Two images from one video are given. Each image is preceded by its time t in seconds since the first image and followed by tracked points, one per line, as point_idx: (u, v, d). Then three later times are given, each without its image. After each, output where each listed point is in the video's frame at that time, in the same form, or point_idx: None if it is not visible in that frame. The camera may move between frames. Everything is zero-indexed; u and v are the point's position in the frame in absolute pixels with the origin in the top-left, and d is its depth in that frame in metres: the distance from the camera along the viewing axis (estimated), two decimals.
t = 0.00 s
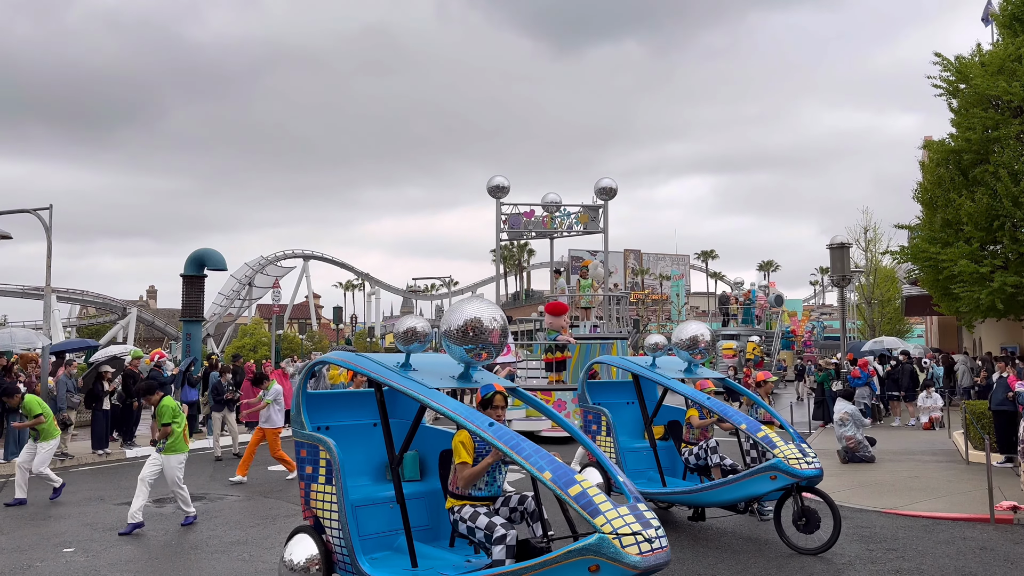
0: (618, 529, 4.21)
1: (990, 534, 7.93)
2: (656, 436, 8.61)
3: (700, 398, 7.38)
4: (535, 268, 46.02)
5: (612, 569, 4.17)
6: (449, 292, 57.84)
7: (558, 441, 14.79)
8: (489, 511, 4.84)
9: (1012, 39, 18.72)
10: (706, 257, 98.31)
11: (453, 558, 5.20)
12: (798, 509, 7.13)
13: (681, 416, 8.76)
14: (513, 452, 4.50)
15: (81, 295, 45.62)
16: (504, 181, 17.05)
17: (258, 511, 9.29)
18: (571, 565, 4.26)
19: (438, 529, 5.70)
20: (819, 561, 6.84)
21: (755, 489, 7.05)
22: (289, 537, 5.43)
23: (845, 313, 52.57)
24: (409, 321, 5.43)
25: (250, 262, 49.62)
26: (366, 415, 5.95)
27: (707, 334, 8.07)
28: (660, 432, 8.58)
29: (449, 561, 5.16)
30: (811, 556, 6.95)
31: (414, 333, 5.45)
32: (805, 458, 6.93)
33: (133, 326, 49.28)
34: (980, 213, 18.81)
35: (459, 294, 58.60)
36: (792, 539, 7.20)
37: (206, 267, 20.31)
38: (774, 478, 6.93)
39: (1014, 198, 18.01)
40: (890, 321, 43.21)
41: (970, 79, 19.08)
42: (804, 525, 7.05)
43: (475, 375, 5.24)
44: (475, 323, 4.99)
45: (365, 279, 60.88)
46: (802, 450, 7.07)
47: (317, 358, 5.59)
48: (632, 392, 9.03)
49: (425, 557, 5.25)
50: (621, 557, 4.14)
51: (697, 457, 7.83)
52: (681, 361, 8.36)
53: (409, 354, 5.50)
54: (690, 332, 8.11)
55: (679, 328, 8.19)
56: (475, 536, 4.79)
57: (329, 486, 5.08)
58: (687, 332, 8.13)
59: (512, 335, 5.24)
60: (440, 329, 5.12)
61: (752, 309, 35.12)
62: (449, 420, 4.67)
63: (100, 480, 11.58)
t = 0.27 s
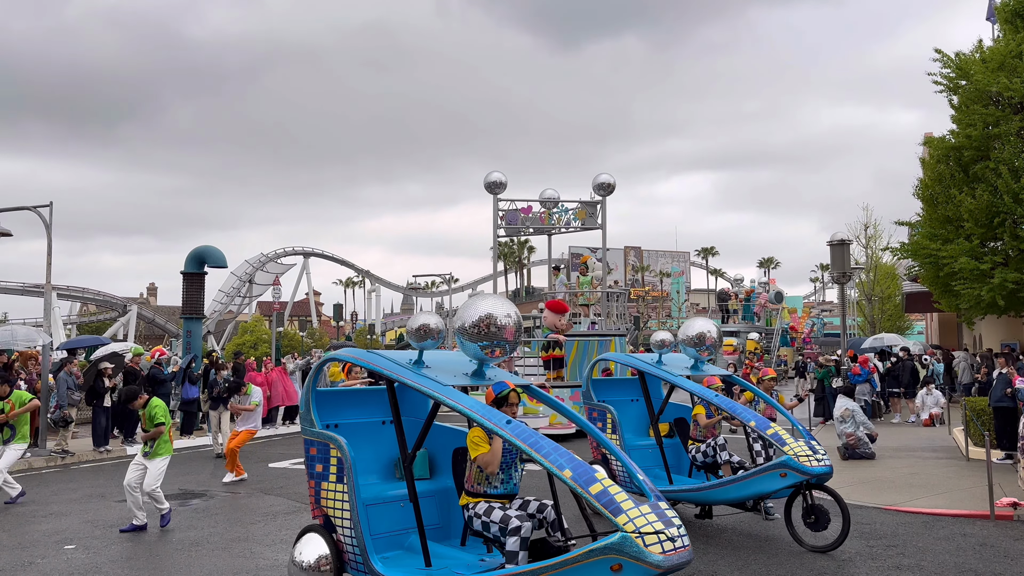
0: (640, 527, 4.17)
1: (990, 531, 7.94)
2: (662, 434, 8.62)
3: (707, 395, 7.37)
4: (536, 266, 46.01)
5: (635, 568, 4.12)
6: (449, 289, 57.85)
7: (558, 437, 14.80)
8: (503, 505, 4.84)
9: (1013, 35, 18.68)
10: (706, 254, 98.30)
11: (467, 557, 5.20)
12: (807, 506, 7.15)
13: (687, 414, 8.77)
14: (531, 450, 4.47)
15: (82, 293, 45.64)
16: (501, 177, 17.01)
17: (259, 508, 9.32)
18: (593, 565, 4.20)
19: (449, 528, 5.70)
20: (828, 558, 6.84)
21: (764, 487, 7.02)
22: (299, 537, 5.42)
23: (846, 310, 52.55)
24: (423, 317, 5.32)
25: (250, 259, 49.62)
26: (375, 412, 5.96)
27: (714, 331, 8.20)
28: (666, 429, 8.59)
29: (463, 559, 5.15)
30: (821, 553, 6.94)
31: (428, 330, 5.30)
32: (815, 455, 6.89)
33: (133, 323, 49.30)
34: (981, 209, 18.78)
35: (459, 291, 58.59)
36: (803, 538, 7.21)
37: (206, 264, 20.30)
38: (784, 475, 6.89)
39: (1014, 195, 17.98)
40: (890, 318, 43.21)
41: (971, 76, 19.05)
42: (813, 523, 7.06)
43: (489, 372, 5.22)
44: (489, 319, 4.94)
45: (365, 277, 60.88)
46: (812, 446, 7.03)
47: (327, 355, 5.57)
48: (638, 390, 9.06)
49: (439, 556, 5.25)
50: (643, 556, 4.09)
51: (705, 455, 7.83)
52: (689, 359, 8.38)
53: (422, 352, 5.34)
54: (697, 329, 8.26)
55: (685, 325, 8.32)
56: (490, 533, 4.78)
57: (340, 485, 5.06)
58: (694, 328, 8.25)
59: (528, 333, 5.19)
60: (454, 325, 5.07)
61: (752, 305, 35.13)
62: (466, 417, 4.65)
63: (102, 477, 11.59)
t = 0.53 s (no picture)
0: (664, 528, 4.12)
1: (990, 528, 7.94)
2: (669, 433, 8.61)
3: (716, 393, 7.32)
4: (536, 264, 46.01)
5: (659, 569, 4.07)
6: (449, 287, 57.84)
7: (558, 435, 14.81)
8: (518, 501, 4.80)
9: (1014, 33, 18.66)
10: (706, 252, 98.30)
11: (481, 558, 5.18)
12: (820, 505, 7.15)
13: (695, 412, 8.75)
14: (551, 450, 4.41)
15: (82, 291, 45.64)
16: (497, 174, 16.97)
17: (260, 507, 9.31)
18: (617, 565, 4.15)
19: (460, 528, 5.70)
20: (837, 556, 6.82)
21: (775, 486, 6.95)
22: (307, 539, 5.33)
23: (846, 308, 52.57)
24: (436, 315, 5.25)
25: (250, 258, 49.60)
26: (384, 412, 5.96)
27: (721, 329, 8.08)
28: (673, 428, 8.59)
29: (477, 561, 5.14)
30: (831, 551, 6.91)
31: (441, 328, 5.24)
32: (827, 454, 6.85)
33: (133, 321, 49.30)
34: (981, 207, 18.77)
35: (459, 289, 58.59)
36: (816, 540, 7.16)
37: (206, 262, 20.28)
38: (796, 474, 6.83)
39: (1014, 192, 17.96)
40: (890, 316, 43.19)
41: (971, 73, 19.03)
42: (824, 522, 7.07)
43: (501, 371, 5.18)
44: (504, 318, 4.90)
45: (365, 275, 60.86)
46: (824, 446, 6.99)
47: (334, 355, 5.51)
48: (644, 388, 9.08)
49: (453, 558, 5.23)
50: (668, 557, 4.04)
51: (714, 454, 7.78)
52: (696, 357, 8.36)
53: (434, 350, 5.27)
54: (705, 326, 8.12)
55: (693, 322, 8.18)
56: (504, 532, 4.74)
57: (351, 485, 5.01)
58: (702, 326, 8.13)
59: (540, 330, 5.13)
60: (467, 323, 5.03)
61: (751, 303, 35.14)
62: (482, 417, 4.58)
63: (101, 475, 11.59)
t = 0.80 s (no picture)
0: (689, 529, 4.05)
1: (989, 526, 7.95)
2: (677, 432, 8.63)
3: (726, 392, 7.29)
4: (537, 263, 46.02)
5: (685, 571, 4.00)
6: (449, 286, 57.83)
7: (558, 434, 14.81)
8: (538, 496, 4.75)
9: (1013, 31, 18.66)
10: (706, 250, 98.28)
11: (497, 560, 5.16)
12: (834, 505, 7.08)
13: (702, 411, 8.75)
14: (572, 451, 4.34)
15: (81, 290, 45.66)
16: (494, 171, 16.94)
17: (260, 505, 9.32)
18: (643, 568, 4.07)
19: (471, 529, 5.69)
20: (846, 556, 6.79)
21: (785, 485, 6.96)
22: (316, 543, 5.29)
23: (847, 307, 52.55)
24: (449, 314, 5.22)
25: (250, 256, 49.60)
26: (392, 412, 5.95)
27: (730, 326, 8.02)
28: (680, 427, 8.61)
29: (493, 563, 5.11)
30: (840, 551, 6.88)
31: (453, 327, 5.22)
32: (838, 454, 6.82)
33: (133, 320, 49.32)
34: (980, 205, 18.76)
35: (459, 288, 58.60)
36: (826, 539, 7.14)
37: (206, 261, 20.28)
38: (807, 474, 6.83)
39: (1014, 191, 17.95)
40: (890, 314, 43.19)
41: (971, 71, 19.04)
42: (835, 522, 7.02)
43: (515, 370, 5.12)
44: (519, 316, 4.83)
45: (365, 274, 60.85)
46: (835, 445, 6.97)
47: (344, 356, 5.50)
48: (649, 386, 9.05)
49: (468, 560, 5.20)
50: (694, 559, 3.97)
51: (723, 455, 7.71)
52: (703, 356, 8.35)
53: (447, 349, 5.25)
54: (713, 324, 8.08)
55: (701, 321, 8.16)
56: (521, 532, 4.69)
57: (363, 488, 4.99)
58: (709, 324, 8.09)
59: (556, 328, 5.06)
60: (481, 323, 4.96)
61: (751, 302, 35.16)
62: (500, 417, 4.52)
63: (102, 474, 11.60)
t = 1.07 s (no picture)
0: (718, 531, 4.00)
1: (988, 525, 7.95)
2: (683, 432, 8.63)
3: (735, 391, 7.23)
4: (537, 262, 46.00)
5: (714, 573, 3.95)
6: (449, 285, 57.83)
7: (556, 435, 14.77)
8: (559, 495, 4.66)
9: (1013, 30, 18.66)
10: (706, 249, 98.32)
11: (515, 562, 5.07)
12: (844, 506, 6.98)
13: (709, 411, 8.74)
14: (596, 451, 4.28)
15: (81, 289, 45.64)
16: (490, 169, 16.90)
17: (260, 504, 9.32)
18: (671, 570, 4.04)
19: (484, 531, 5.59)
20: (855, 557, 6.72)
21: (795, 486, 6.93)
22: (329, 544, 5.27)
23: (846, 306, 52.55)
24: (466, 313, 5.22)
25: (250, 255, 49.60)
26: (404, 412, 5.95)
27: (737, 325, 8.06)
28: (687, 426, 8.61)
29: (511, 565, 5.02)
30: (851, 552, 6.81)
31: (471, 326, 5.21)
32: (848, 454, 6.78)
33: (133, 319, 49.32)
34: (980, 204, 18.76)
35: (459, 287, 58.58)
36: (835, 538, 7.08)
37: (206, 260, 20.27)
38: (817, 474, 6.79)
39: (1013, 189, 17.95)
40: (889, 313, 43.20)
41: (971, 70, 19.03)
42: (846, 523, 6.93)
43: (532, 370, 5.09)
44: (535, 314, 4.75)
45: (365, 273, 60.83)
46: (845, 445, 6.93)
47: (357, 356, 5.48)
48: (655, 385, 9.04)
49: (485, 562, 5.11)
50: (724, 561, 3.92)
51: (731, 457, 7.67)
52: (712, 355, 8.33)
53: (465, 348, 5.25)
54: (721, 322, 8.13)
55: (709, 318, 8.18)
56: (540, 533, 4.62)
57: (378, 489, 4.94)
58: (717, 322, 8.12)
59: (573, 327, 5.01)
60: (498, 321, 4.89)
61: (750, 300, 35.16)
62: (521, 417, 4.46)
63: (101, 473, 11.60)
